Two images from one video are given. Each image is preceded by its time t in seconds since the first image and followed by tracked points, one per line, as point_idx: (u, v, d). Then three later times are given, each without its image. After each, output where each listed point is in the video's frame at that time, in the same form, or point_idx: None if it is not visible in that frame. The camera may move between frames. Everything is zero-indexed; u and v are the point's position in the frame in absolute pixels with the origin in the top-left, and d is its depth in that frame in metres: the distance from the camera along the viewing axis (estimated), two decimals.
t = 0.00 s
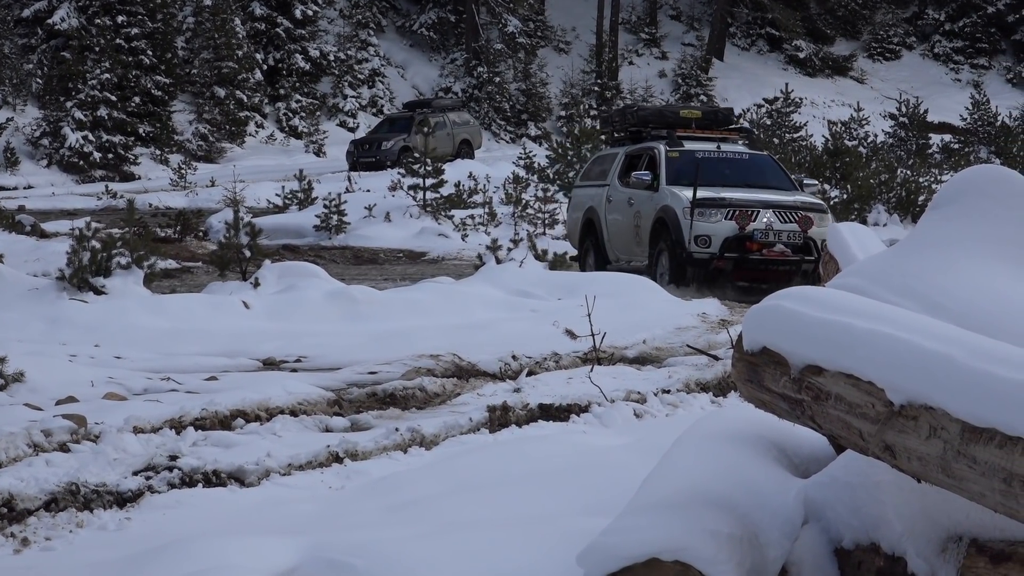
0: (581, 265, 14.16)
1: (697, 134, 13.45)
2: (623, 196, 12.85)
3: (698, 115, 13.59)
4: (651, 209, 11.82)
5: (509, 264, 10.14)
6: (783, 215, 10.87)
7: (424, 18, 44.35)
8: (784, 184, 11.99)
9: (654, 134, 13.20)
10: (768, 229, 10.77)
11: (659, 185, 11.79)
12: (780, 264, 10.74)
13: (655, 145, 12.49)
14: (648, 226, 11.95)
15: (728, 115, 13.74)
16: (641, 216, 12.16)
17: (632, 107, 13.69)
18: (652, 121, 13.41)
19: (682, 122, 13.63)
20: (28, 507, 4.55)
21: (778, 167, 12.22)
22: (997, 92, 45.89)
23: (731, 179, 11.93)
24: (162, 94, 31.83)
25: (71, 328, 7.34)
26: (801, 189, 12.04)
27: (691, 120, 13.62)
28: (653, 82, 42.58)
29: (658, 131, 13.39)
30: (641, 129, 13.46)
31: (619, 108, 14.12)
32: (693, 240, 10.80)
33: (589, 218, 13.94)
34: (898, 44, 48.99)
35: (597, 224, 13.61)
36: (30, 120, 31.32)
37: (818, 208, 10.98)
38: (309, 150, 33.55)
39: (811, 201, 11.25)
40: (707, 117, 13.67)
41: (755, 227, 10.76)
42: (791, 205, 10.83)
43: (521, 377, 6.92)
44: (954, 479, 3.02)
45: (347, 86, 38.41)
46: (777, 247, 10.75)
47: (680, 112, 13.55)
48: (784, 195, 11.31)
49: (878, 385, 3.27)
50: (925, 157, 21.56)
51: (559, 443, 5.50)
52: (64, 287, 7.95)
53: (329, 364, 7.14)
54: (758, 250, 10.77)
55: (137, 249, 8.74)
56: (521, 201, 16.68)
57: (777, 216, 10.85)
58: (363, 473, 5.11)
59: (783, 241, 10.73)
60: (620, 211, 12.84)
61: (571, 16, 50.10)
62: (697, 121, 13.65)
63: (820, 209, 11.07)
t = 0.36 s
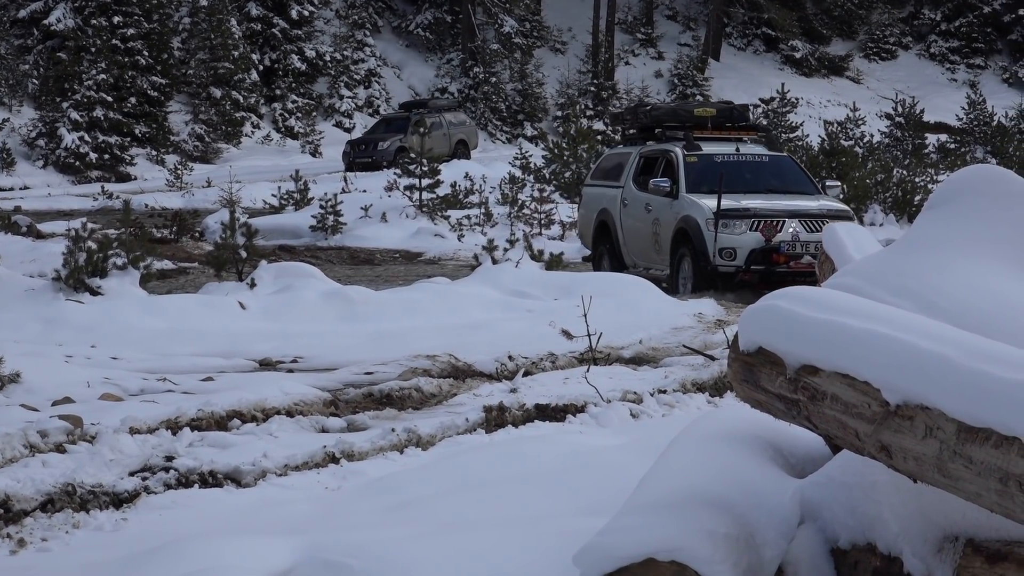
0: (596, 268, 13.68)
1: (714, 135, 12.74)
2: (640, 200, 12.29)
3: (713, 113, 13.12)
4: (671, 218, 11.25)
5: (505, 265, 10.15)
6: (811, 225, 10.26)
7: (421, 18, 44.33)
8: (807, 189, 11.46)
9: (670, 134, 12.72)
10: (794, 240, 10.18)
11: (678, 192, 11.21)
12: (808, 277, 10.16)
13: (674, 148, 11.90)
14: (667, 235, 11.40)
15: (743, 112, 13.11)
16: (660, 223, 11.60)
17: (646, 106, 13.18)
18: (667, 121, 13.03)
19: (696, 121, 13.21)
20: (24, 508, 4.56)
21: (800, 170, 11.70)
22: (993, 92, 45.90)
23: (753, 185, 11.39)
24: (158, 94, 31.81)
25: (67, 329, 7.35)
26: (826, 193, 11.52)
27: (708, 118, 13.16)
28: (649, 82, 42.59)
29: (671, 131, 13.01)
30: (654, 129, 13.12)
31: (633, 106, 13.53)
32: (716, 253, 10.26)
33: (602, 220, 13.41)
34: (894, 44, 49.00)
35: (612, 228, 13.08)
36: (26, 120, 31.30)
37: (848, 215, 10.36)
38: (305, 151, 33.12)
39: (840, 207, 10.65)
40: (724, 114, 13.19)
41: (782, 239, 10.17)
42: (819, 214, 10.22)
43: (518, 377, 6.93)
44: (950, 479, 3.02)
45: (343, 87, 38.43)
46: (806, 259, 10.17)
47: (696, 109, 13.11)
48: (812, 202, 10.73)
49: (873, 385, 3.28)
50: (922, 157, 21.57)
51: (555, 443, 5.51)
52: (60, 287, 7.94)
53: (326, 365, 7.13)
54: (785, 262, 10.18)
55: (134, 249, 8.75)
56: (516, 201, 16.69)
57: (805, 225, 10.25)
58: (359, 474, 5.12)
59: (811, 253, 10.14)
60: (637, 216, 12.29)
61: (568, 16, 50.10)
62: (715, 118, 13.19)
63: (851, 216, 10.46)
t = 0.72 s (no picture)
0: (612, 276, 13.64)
1: (721, 133, 12.54)
2: (649, 206, 12.22)
3: (717, 109, 12.90)
4: (682, 224, 11.18)
5: (505, 265, 10.14)
6: (823, 219, 10.20)
7: (421, 18, 44.35)
8: (817, 181, 11.33)
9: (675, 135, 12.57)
10: (809, 238, 10.11)
11: (688, 197, 11.12)
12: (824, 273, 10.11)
13: (679, 151, 11.80)
14: (680, 243, 11.33)
15: (747, 106, 12.87)
16: (671, 230, 11.53)
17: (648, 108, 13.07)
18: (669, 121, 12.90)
19: (700, 118, 13.04)
20: (24, 507, 4.56)
21: (809, 162, 11.55)
22: (993, 92, 45.88)
23: (762, 182, 11.28)
24: (158, 93, 31.77)
25: (67, 329, 7.35)
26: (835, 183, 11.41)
27: (710, 115, 12.97)
28: (649, 82, 42.59)
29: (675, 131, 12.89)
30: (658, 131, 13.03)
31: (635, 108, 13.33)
32: (731, 258, 10.17)
33: (614, 226, 13.37)
34: (894, 44, 49.02)
35: (625, 235, 13.03)
36: (26, 120, 31.29)
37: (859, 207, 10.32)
38: (304, 149, 33.27)
39: (851, 197, 10.59)
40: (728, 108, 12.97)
41: (796, 238, 10.11)
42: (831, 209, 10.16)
43: (518, 377, 6.93)
44: (951, 479, 3.02)
45: (343, 86, 38.40)
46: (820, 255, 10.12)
47: (697, 107, 12.93)
48: (822, 195, 10.64)
49: (874, 384, 3.27)
50: (921, 157, 21.62)
51: (555, 443, 5.51)
52: (59, 286, 7.94)
53: (326, 364, 7.13)
54: (801, 262, 10.11)
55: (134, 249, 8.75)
56: (515, 201, 16.70)
57: (817, 221, 10.18)
58: (359, 473, 5.11)
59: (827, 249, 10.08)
60: (648, 223, 12.22)
61: (567, 15, 50.09)
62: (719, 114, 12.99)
63: (861, 206, 10.42)
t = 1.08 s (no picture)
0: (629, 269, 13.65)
1: (741, 125, 12.45)
2: (666, 196, 12.24)
3: (741, 102, 12.66)
4: (696, 211, 11.18)
5: (505, 264, 10.15)
6: (839, 211, 10.12)
7: (421, 17, 44.37)
8: (838, 175, 11.26)
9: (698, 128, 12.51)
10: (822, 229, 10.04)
11: (703, 185, 11.12)
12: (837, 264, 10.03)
13: (698, 139, 11.80)
14: (694, 230, 11.32)
15: (772, 100, 12.73)
16: (686, 219, 11.52)
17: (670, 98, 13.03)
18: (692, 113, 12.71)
19: (724, 110, 12.76)
20: (24, 506, 4.55)
21: (831, 157, 11.47)
22: (993, 91, 45.85)
23: (780, 173, 11.22)
24: (158, 92, 31.79)
25: (66, 326, 7.36)
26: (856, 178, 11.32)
27: (734, 108, 12.70)
28: (648, 81, 42.55)
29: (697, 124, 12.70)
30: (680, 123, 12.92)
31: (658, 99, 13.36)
32: (742, 246, 10.12)
33: (633, 218, 13.41)
34: (894, 43, 49.00)
35: (642, 227, 13.06)
36: (26, 118, 31.29)
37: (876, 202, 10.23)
38: (303, 147, 33.36)
39: (869, 192, 10.51)
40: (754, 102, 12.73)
41: (809, 228, 10.04)
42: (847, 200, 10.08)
43: (517, 376, 6.93)
44: (950, 479, 3.02)
45: (342, 85, 38.39)
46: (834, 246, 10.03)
47: (721, 100, 12.70)
48: (840, 189, 10.58)
49: (873, 384, 3.27)
50: (921, 156, 21.60)
51: (554, 442, 5.51)
52: (59, 285, 7.95)
53: (325, 364, 7.12)
54: (813, 252, 10.03)
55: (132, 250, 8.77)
56: (514, 200, 16.72)
57: (833, 214, 10.10)
58: (359, 473, 5.11)
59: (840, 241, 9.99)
60: (665, 213, 12.24)
61: (567, 15, 50.12)
62: (742, 107, 12.72)
63: (879, 201, 10.32)
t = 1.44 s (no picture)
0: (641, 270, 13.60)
1: (759, 123, 12.39)
2: (681, 190, 12.24)
3: (760, 101, 12.79)
4: (710, 201, 11.15)
5: (505, 263, 10.15)
6: (854, 202, 10.06)
7: (420, 16, 44.41)
8: (855, 171, 11.20)
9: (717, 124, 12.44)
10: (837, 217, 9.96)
11: (718, 175, 11.11)
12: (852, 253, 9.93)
13: (715, 133, 11.83)
14: (708, 221, 11.29)
15: (791, 100, 12.80)
16: (700, 211, 11.50)
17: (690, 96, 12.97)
18: (710, 113, 12.69)
19: (742, 109, 12.81)
20: (22, 505, 4.55)
21: (848, 153, 11.40)
22: (992, 91, 45.83)
23: (796, 166, 11.19)
24: (157, 91, 31.82)
25: (65, 325, 7.35)
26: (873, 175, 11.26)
27: (754, 106, 12.80)
28: (648, 80, 42.50)
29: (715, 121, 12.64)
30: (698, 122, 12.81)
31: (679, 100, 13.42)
32: (754, 233, 10.09)
33: (647, 218, 13.41)
34: (893, 43, 48.96)
35: (656, 225, 13.04)
36: (25, 117, 31.30)
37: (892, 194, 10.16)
38: (303, 147, 33.33)
39: (886, 185, 10.43)
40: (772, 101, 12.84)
41: (823, 216, 10.00)
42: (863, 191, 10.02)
43: (516, 376, 6.92)
44: (950, 478, 3.01)
45: (341, 84, 38.37)
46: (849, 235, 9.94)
47: (741, 98, 12.74)
48: (857, 182, 10.52)
49: (873, 383, 3.27)
50: (920, 156, 21.59)
51: (553, 442, 5.50)
52: (58, 284, 7.95)
53: (324, 363, 7.11)
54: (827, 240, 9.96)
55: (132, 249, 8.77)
56: (513, 199, 16.73)
57: (848, 204, 10.04)
58: (358, 472, 5.11)
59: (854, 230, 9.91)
60: (679, 207, 12.22)
61: (566, 15, 50.16)
62: (762, 106, 12.84)
63: (896, 194, 10.25)
